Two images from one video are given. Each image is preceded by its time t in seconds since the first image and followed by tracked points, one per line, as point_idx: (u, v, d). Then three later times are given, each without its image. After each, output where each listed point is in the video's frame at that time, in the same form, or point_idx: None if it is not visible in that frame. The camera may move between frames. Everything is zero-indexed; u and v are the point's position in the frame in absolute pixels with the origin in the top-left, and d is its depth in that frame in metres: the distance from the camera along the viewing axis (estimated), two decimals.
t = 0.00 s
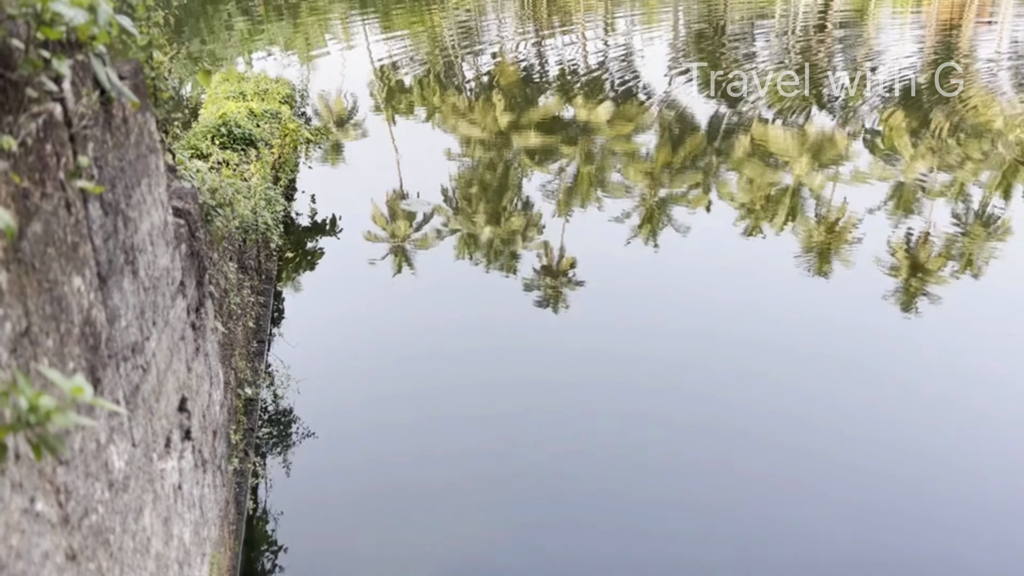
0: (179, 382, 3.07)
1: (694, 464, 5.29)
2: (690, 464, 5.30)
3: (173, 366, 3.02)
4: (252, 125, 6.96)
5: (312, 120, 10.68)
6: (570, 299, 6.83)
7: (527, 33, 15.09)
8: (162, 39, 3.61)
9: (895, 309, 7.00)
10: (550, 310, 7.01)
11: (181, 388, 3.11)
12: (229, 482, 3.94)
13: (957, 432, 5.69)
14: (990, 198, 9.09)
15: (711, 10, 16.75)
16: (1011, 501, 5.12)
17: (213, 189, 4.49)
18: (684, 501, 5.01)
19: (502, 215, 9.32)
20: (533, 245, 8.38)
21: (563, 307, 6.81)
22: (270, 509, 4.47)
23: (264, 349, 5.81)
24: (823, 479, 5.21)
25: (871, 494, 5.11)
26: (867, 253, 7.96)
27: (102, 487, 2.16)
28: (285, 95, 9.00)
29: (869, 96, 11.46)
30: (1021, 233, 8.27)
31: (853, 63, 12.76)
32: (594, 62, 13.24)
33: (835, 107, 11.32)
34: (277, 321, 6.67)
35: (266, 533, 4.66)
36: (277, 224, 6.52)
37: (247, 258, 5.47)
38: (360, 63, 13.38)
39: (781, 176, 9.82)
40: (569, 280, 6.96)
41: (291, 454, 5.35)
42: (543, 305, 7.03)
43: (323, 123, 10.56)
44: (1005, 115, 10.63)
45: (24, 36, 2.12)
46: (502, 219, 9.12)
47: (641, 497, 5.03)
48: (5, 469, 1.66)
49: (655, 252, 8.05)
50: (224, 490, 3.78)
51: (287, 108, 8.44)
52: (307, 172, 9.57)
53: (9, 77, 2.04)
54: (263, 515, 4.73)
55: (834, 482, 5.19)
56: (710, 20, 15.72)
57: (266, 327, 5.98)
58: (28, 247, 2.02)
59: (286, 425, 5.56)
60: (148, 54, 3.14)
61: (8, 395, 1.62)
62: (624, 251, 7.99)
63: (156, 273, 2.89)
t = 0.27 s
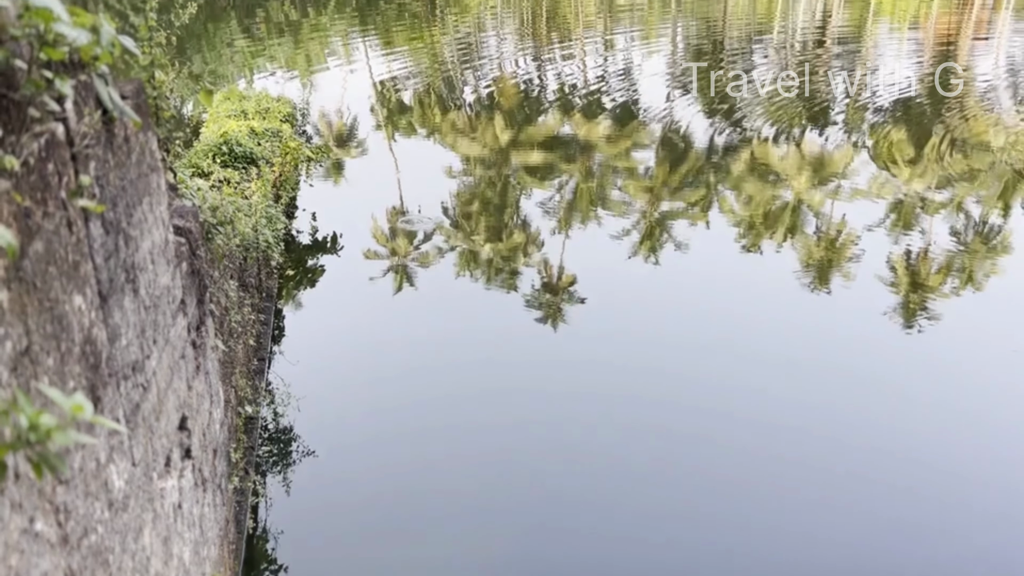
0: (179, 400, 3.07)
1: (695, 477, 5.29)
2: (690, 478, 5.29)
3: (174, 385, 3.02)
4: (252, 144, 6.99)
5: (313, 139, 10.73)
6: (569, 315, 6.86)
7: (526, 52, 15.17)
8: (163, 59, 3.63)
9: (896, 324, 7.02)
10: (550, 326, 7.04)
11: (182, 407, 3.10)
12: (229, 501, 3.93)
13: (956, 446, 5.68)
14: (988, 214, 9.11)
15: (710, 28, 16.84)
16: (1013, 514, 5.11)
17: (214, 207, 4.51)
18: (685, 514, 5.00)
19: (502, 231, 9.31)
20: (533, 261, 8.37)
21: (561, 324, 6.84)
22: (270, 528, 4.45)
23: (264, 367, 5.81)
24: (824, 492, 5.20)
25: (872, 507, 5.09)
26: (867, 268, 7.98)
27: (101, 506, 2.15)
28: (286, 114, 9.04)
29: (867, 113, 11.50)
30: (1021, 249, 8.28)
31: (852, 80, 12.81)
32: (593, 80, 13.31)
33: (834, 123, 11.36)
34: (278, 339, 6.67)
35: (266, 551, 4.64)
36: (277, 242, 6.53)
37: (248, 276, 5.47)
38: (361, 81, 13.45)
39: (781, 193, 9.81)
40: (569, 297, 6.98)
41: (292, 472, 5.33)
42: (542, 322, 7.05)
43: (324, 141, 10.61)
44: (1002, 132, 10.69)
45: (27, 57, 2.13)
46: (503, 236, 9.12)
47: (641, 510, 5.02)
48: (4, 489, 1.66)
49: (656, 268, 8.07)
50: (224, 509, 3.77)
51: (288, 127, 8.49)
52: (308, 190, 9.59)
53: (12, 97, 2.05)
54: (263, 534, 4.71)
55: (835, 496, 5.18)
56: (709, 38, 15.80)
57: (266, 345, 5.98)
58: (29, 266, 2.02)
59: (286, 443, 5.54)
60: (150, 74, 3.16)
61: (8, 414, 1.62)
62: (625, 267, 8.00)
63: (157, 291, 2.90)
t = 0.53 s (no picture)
0: (179, 419, 3.06)
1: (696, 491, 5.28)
2: (692, 493, 5.29)
3: (174, 404, 3.01)
4: (253, 163, 7.02)
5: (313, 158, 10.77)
6: (570, 332, 6.88)
7: (526, 70, 15.24)
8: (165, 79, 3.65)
9: (898, 340, 7.03)
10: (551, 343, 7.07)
11: (181, 426, 3.09)
12: (229, 521, 3.91)
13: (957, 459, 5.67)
14: (989, 230, 9.10)
15: (708, 46, 16.93)
16: (1015, 526, 5.10)
17: (215, 226, 4.51)
18: (688, 528, 4.98)
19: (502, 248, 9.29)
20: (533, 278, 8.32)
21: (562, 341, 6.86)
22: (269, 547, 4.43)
23: (265, 385, 5.80)
24: (826, 505, 5.19)
25: (874, 520, 5.08)
26: (868, 284, 7.99)
27: (100, 526, 2.14)
28: (287, 133, 9.09)
29: (866, 130, 11.54)
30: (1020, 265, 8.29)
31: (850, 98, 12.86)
32: (593, 98, 13.37)
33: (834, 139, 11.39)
34: (278, 357, 6.66)
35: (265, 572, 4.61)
36: (278, 260, 6.54)
37: (248, 295, 5.47)
38: (362, 99, 13.51)
39: (781, 210, 9.81)
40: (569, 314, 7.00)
41: (292, 491, 5.30)
42: (543, 339, 7.06)
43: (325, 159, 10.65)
44: (1001, 149, 10.73)
45: (29, 78, 2.14)
46: (503, 253, 9.11)
47: (642, 523, 5.01)
48: (3, 509, 1.65)
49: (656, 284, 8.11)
50: (224, 528, 3.74)
51: (289, 145, 8.53)
52: (308, 209, 9.60)
53: (14, 117, 2.06)
54: (263, 553, 4.68)
55: (837, 508, 5.17)
56: (707, 57, 15.89)
57: (267, 363, 5.97)
58: (30, 285, 2.03)
59: (286, 463, 5.52)
60: (151, 94, 3.17)
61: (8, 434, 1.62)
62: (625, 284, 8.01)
63: (157, 310, 2.90)
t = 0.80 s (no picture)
0: (179, 439, 3.05)
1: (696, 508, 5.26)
2: (694, 509, 5.27)
3: (173, 423, 3.00)
4: (254, 181, 7.04)
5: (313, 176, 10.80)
6: (570, 349, 6.88)
7: (525, 89, 15.30)
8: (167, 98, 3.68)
9: (898, 356, 7.04)
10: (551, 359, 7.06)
11: (181, 446, 3.08)
12: (229, 540, 3.89)
13: (959, 474, 5.66)
14: (988, 245, 9.07)
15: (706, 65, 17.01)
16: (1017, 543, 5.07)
17: (216, 244, 4.52)
18: (688, 545, 4.98)
19: (504, 266, 9.27)
20: (533, 295, 8.32)
21: (563, 358, 6.86)
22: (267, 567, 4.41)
23: (264, 404, 5.78)
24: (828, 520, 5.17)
25: (874, 536, 5.07)
26: (868, 301, 7.99)
27: (99, 547, 2.13)
28: (287, 152, 9.12)
29: (864, 147, 11.57)
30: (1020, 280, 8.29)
31: (848, 115, 12.91)
32: (592, 117, 13.41)
33: (833, 157, 11.44)
34: (278, 375, 6.64)
35: None
36: (278, 279, 6.54)
37: (248, 313, 5.48)
38: (362, 118, 13.56)
39: (780, 227, 9.81)
40: (570, 332, 7.01)
41: (291, 510, 5.27)
42: (543, 355, 7.06)
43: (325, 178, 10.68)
44: (1000, 165, 10.76)
45: (31, 98, 2.15)
46: (503, 270, 9.08)
47: (643, 540, 5.00)
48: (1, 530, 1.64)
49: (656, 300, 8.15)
50: (223, 549, 3.72)
51: (289, 164, 8.55)
52: (308, 227, 9.61)
53: (16, 137, 2.07)
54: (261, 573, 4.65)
55: (839, 523, 5.16)
56: (706, 75, 15.96)
57: (266, 382, 5.95)
58: (30, 304, 2.03)
59: (286, 481, 5.49)
60: (153, 113, 3.19)
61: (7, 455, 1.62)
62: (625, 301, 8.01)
63: (157, 329, 2.90)
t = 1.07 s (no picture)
0: (178, 458, 3.04)
1: (698, 532, 5.25)
2: (695, 531, 5.26)
3: (173, 442, 2.99)
4: (254, 200, 7.05)
5: (313, 195, 10.82)
6: (570, 367, 6.88)
7: (525, 107, 15.35)
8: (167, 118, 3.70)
9: (899, 373, 7.04)
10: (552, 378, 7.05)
11: (180, 465, 3.07)
12: (228, 560, 3.86)
13: (961, 492, 5.66)
14: (988, 262, 9.02)
15: (705, 83, 17.08)
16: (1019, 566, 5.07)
17: (216, 263, 4.53)
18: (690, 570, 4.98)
19: (502, 285, 9.14)
20: (533, 313, 8.31)
21: (563, 377, 6.86)
22: None
23: (264, 423, 5.77)
24: (829, 541, 5.18)
25: (876, 561, 5.06)
26: (868, 317, 7.98)
27: (97, 568, 2.12)
28: (288, 171, 9.15)
29: (863, 165, 11.60)
30: (1021, 297, 8.28)
31: (847, 133, 12.95)
32: (591, 135, 13.45)
33: (831, 174, 11.46)
34: (278, 394, 6.62)
35: None
36: (278, 297, 6.54)
37: (248, 332, 5.47)
38: (362, 136, 13.60)
39: (779, 244, 9.72)
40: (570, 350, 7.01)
41: (291, 530, 5.25)
42: (544, 374, 7.05)
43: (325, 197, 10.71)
44: (998, 182, 10.79)
45: (33, 118, 2.16)
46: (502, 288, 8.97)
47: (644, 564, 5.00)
48: None
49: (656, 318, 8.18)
50: (222, 569, 3.70)
51: (290, 183, 8.58)
52: (308, 245, 9.61)
53: (17, 157, 2.08)
54: None
55: (840, 544, 5.16)
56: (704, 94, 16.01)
57: (266, 401, 5.94)
58: (30, 323, 2.03)
59: (286, 501, 5.47)
60: (154, 134, 3.21)
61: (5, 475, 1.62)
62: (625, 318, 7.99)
63: (157, 348, 2.89)
